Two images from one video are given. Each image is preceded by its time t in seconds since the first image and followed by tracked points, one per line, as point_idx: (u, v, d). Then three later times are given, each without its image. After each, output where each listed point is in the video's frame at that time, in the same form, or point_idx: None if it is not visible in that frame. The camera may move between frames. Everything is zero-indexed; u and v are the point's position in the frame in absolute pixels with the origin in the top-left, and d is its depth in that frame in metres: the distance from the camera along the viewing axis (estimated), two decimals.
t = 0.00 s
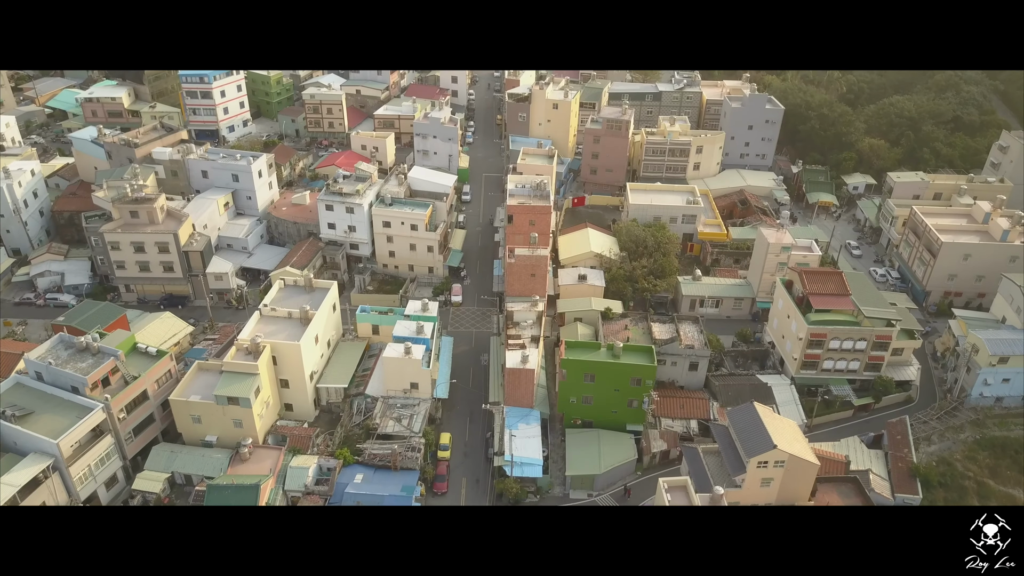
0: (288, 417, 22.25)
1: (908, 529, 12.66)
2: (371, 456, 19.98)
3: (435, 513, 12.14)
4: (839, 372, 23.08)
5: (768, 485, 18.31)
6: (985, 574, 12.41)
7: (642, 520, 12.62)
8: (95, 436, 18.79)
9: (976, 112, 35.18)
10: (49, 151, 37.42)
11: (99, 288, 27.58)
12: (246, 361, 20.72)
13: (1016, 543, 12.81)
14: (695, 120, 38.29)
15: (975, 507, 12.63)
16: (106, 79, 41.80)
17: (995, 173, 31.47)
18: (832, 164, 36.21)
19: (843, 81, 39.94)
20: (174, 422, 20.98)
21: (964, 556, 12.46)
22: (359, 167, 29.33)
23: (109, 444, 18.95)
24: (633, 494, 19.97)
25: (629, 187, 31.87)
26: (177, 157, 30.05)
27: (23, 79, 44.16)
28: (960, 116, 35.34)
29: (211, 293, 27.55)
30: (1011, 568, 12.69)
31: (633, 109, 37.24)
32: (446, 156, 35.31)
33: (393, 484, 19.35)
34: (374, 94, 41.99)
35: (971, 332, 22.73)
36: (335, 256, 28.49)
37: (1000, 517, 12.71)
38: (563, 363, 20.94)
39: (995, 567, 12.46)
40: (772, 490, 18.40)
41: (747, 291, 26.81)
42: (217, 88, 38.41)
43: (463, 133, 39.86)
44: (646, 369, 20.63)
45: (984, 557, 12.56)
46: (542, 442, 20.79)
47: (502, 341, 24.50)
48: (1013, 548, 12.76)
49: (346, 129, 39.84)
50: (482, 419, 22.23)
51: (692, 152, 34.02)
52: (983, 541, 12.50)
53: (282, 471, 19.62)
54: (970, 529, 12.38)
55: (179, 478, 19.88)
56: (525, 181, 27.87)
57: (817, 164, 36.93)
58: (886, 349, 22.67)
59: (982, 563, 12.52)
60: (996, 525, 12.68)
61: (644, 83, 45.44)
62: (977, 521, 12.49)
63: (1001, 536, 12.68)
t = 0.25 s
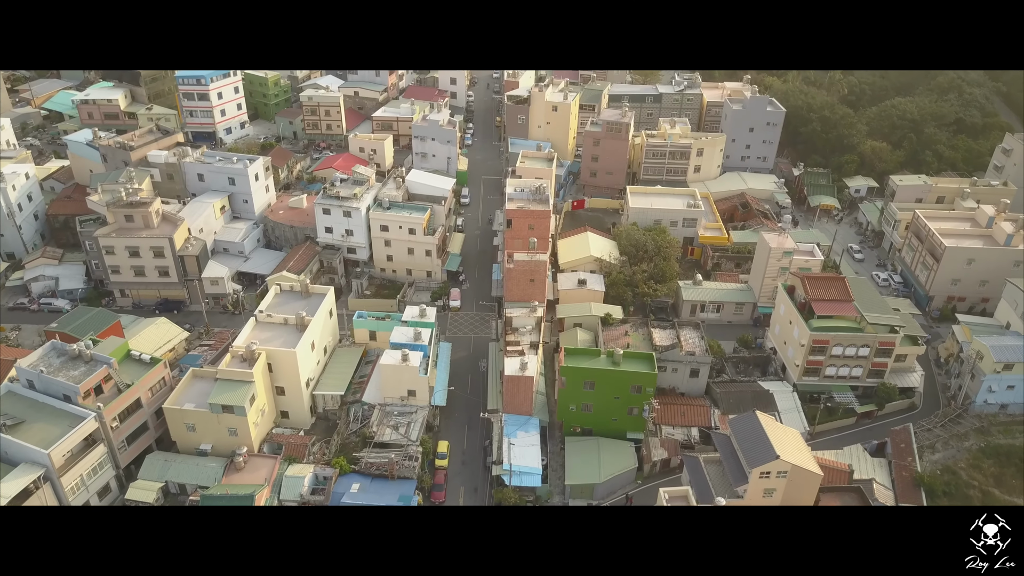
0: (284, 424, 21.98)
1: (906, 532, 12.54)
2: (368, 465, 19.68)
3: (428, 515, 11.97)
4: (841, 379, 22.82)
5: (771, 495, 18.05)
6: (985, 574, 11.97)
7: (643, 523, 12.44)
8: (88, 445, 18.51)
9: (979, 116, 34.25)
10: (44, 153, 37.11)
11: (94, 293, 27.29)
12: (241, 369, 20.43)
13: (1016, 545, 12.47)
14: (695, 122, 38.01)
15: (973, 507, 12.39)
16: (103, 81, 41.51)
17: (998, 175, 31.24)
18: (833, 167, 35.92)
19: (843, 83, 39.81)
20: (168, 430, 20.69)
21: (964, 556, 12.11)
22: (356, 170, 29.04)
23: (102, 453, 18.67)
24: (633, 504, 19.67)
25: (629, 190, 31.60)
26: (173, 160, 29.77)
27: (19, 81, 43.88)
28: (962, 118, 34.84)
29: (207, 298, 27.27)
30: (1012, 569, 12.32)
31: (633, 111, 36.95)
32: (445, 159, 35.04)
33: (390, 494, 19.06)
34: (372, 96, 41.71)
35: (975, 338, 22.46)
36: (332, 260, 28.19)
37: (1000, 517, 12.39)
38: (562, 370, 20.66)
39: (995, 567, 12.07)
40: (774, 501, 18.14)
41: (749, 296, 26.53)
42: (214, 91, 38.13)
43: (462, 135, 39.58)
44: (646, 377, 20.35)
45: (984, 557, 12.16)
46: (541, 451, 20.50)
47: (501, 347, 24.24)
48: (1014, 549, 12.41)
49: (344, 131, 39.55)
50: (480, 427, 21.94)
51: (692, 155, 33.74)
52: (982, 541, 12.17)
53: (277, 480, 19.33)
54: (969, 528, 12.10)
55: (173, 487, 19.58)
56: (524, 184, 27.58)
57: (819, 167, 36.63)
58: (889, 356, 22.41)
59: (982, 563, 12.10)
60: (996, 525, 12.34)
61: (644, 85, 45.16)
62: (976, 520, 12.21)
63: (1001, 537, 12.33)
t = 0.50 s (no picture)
0: (280, 432, 21.71)
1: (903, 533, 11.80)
2: (364, 474, 19.40)
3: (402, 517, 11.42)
4: (844, 386, 22.55)
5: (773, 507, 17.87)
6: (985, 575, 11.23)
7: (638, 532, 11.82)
8: (80, 455, 18.24)
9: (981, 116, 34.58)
10: (40, 155, 36.84)
11: (88, 297, 27.01)
12: (236, 377, 20.14)
13: (1017, 545, 11.72)
14: (696, 124, 37.72)
15: (973, 506, 11.65)
16: (100, 83, 41.26)
17: (1001, 179, 30.94)
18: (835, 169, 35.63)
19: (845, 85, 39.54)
20: (162, 439, 20.42)
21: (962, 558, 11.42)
22: (354, 174, 28.76)
23: (94, 462, 18.40)
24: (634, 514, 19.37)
25: (629, 193, 31.32)
26: (168, 163, 29.48)
27: (15, 82, 43.62)
28: (965, 120, 34.70)
29: (203, 303, 26.99)
30: (1012, 569, 11.60)
31: (633, 113, 36.68)
32: (443, 162, 34.76)
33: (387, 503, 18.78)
34: (370, 98, 41.42)
35: (980, 345, 22.20)
36: (329, 264, 27.89)
37: (1000, 516, 11.64)
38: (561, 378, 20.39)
39: (996, 568, 11.30)
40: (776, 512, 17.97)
41: (750, 301, 26.24)
42: (211, 92, 37.87)
43: (461, 138, 39.31)
44: (646, 385, 20.08)
45: (984, 558, 11.42)
46: (541, 459, 20.23)
47: (500, 353, 23.95)
48: (1015, 549, 11.68)
49: (342, 133, 39.26)
50: (479, 435, 21.67)
51: (693, 157, 33.46)
52: (982, 541, 11.42)
53: (272, 490, 19.05)
54: (969, 528, 11.40)
55: (167, 497, 19.31)
56: (523, 188, 27.27)
57: (820, 170, 36.33)
58: (892, 363, 22.14)
59: (982, 564, 11.35)
60: (996, 524, 11.59)
61: (644, 87, 44.89)
62: (976, 520, 11.47)
63: (1001, 537, 11.58)
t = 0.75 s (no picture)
0: (276, 440, 21.43)
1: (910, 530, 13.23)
2: (361, 484, 19.12)
3: (451, 516, 12.52)
4: (847, 393, 22.30)
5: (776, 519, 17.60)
6: (984, 572, 12.77)
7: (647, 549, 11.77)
8: (72, 465, 17.96)
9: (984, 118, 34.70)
10: (36, 158, 36.58)
11: (83, 303, 26.72)
12: (230, 385, 19.86)
13: (1014, 544, 13.28)
14: (697, 126, 37.45)
15: (974, 508, 13.20)
16: (96, 85, 41.01)
17: (1005, 182, 30.70)
18: (837, 172, 35.38)
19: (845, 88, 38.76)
20: (156, 447, 20.13)
21: (966, 556, 12.87)
22: (351, 177, 28.47)
23: (86, 473, 18.12)
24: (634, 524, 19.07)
25: (629, 197, 31.07)
26: (164, 167, 29.20)
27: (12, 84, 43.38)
28: (967, 122, 34.56)
29: (199, 308, 26.69)
30: (1010, 567, 13.11)
31: (634, 116, 36.42)
32: (442, 164, 34.49)
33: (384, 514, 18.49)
34: (368, 100, 41.13)
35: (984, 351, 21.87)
36: (327, 269, 27.60)
37: (999, 517, 13.21)
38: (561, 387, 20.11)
39: (995, 566, 12.83)
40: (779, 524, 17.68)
41: (752, 306, 25.97)
42: (208, 94, 37.61)
43: (460, 140, 39.06)
44: (647, 394, 19.79)
45: (985, 557, 12.95)
46: (540, 469, 19.94)
47: (498, 360, 23.67)
48: (1012, 549, 13.18)
49: (340, 135, 38.97)
50: (477, 443, 21.39)
51: (694, 160, 33.20)
52: (982, 541, 12.94)
53: (267, 500, 18.76)
54: (970, 528, 12.90)
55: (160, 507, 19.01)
56: (522, 193, 26.96)
57: (822, 172, 36.03)
58: (896, 370, 21.87)
59: (982, 563, 12.91)
60: (996, 524, 13.15)
61: (644, 89, 44.60)
62: (976, 520, 13.05)
63: (1001, 537, 13.12)
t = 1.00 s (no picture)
0: (272, 449, 21.15)
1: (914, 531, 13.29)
2: (358, 494, 18.83)
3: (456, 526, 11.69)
4: (850, 401, 22.01)
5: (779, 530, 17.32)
6: (983, 572, 13.18)
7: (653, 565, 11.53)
8: (64, 476, 17.67)
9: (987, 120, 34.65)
10: (31, 161, 36.28)
11: (78, 308, 26.42)
12: (225, 394, 19.56)
13: (1012, 541, 13.53)
14: (697, 129, 37.17)
15: (978, 509, 13.32)
16: (93, 87, 40.74)
17: (1009, 185, 30.47)
18: (839, 175, 35.11)
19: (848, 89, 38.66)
20: (150, 457, 19.83)
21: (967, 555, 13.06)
22: (349, 181, 28.16)
23: (78, 483, 17.82)
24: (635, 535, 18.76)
25: (630, 200, 30.81)
26: (160, 170, 28.89)
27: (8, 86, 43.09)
28: (970, 125, 34.40)
29: (195, 314, 26.39)
30: (1008, 566, 13.38)
31: (634, 118, 36.12)
32: (441, 167, 34.22)
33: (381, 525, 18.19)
34: (367, 102, 40.84)
35: (989, 358, 21.69)
36: (324, 274, 27.30)
37: (999, 517, 13.45)
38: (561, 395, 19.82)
39: (995, 566, 13.15)
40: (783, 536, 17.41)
41: (754, 312, 25.69)
42: (205, 96, 37.33)
43: (458, 143, 38.79)
44: (648, 403, 19.50)
45: (983, 557, 13.27)
46: (540, 478, 19.64)
47: (497, 367, 23.38)
48: (1010, 547, 13.46)
49: (338, 138, 38.68)
50: (476, 451, 21.11)
51: (695, 163, 32.92)
52: (983, 541, 13.19)
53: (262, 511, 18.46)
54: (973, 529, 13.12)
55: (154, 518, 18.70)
56: (521, 197, 26.65)
57: (824, 175, 35.74)
58: (900, 377, 21.60)
59: (980, 562, 13.27)
60: (996, 524, 13.43)
61: (645, 91, 44.32)
62: (980, 521, 13.21)
63: (1000, 536, 13.43)
